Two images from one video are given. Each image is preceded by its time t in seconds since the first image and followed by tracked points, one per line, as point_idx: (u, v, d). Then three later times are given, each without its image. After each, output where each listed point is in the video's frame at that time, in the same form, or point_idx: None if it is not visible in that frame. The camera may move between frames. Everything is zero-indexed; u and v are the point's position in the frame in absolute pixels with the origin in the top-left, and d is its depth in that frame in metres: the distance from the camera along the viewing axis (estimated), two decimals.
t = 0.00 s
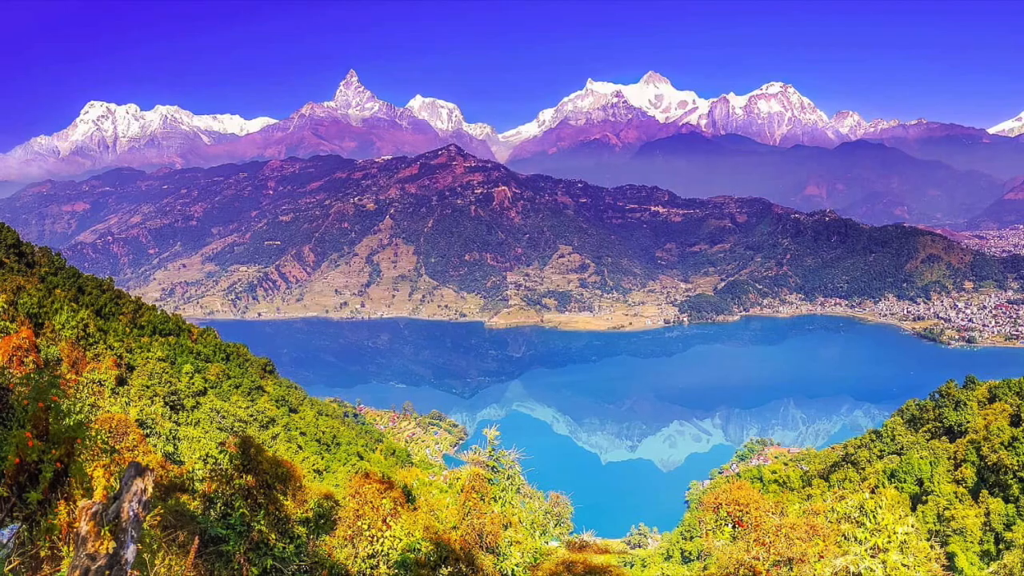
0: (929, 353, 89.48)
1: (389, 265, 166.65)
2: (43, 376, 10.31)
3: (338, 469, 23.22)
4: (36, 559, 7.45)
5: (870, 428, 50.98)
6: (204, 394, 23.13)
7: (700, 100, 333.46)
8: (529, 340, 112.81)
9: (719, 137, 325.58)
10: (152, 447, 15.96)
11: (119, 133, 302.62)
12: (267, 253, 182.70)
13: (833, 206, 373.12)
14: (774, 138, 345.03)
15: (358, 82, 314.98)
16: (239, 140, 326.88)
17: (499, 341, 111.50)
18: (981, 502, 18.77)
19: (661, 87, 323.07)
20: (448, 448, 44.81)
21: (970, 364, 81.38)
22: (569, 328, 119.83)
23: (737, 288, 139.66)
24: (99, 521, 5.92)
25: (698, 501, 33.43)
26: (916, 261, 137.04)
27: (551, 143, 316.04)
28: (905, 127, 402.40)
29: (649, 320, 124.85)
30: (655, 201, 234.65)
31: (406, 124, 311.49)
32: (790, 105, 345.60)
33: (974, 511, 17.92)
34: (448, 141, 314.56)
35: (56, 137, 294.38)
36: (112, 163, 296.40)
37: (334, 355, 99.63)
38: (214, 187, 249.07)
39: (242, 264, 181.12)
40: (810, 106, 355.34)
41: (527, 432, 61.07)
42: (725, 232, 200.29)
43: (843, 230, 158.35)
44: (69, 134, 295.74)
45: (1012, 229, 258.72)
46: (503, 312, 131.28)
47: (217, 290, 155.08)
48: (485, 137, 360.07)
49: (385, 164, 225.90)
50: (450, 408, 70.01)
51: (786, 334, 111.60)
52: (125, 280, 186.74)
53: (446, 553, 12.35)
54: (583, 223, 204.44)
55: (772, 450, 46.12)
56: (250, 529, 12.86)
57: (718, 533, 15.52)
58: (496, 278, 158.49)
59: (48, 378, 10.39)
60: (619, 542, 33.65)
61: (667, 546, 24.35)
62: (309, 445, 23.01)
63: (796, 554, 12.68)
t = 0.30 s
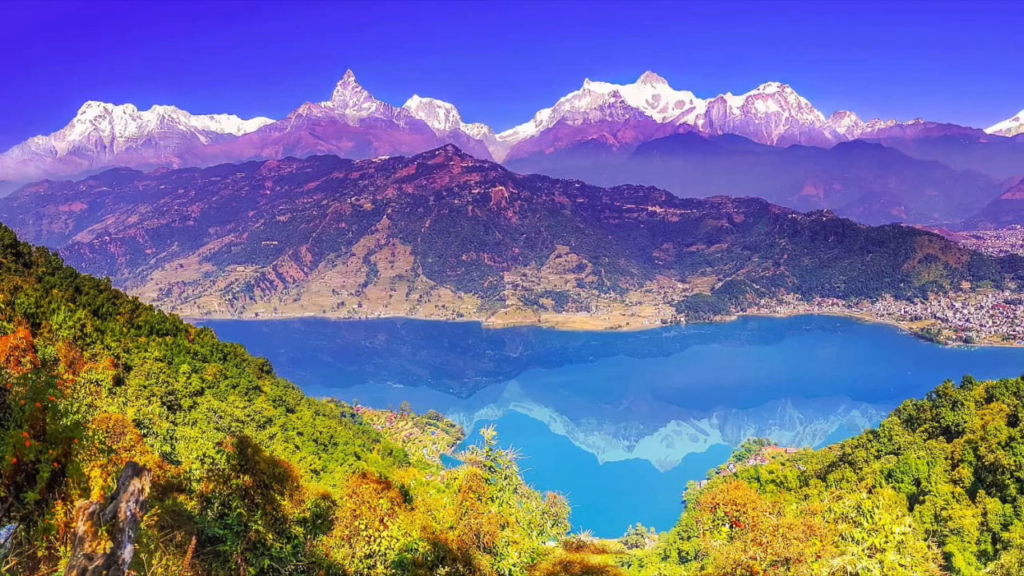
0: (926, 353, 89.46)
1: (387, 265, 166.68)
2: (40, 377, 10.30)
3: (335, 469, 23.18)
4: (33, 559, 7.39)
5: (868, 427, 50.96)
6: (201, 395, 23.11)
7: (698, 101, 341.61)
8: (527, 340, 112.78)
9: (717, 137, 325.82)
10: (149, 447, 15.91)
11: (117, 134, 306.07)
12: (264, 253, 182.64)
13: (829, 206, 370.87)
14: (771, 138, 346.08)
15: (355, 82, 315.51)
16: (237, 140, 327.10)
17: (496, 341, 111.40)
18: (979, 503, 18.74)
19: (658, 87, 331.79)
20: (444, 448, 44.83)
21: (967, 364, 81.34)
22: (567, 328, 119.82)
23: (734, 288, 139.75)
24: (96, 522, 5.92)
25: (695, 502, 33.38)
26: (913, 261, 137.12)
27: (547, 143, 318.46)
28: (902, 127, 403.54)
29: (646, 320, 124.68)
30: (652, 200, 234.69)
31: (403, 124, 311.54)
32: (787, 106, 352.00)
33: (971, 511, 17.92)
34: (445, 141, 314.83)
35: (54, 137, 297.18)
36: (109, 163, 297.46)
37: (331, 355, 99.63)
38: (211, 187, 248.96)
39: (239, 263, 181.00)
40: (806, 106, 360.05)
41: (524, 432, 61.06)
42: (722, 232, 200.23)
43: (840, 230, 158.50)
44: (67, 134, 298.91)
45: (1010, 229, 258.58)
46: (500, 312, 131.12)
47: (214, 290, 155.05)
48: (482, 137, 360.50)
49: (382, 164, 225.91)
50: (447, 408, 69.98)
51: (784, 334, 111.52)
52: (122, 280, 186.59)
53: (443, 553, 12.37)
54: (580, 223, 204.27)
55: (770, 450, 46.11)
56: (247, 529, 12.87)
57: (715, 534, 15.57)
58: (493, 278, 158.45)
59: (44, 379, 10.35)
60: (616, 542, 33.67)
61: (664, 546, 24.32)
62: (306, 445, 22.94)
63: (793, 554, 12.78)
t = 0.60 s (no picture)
0: (922, 353, 89.43)
1: (382, 264, 166.59)
2: (35, 377, 10.30)
3: (330, 469, 23.17)
4: (27, 559, 7.35)
5: (863, 428, 51.06)
6: (196, 395, 23.15)
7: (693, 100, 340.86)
8: (521, 340, 112.80)
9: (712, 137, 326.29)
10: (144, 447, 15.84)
11: (112, 134, 305.72)
12: (259, 253, 182.59)
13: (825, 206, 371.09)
14: (767, 138, 347.61)
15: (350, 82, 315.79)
16: (232, 140, 327.12)
17: (493, 341, 111.32)
18: (973, 502, 18.75)
19: (653, 87, 333.06)
20: (440, 447, 44.91)
21: (962, 364, 81.31)
22: (561, 328, 119.93)
23: (729, 288, 139.86)
24: (91, 520, 6.02)
25: (691, 501, 33.36)
26: (908, 261, 137.13)
27: (543, 143, 321.70)
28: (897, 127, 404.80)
29: (641, 320, 124.61)
30: (647, 200, 234.54)
31: (399, 124, 311.92)
32: (782, 105, 352.97)
33: (966, 511, 17.91)
34: (440, 141, 315.00)
35: (48, 136, 295.47)
36: (105, 163, 295.72)
37: (327, 355, 99.61)
38: (206, 187, 248.72)
39: (234, 263, 180.94)
40: (801, 107, 363.49)
41: (519, 432, 61.11)
42: (717, 232, 200.06)
43: (835, 230, 158.60)
44: (62, 134, 297.83)
45: (1006, 228, 258.72)
46: (495, 312, 130.63)
47: (208, 290, 154.97)
48: (477, 137, 360.95)
49: (377, 164, 225.76)
50: (442, 408, 70.01)
51: (778, 334, 111.52)
52: (117, 280, 186.43)
53: (439, 553, 12.51)
54: (575, 223, 204.03)
55: (764, 450, 46.23)
56: (243, 529, 12.82)
57: (710, 533, 15.60)
58: (488, 278, 158.59)
59: (40, 379, 10.29)
60: (611, 542, 33.70)
61: (658, 546, 24.35)
62: (301, 445, 22.96)
63: (789, 554, 12.74)
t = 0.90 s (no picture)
0: (914, 353, 89.41)
1: (375, 264, 166.41)
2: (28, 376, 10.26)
3: (323, 469, 23.18)
4: (20, 560, 7.44)
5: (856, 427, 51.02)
6: (189, 395, 23.15)
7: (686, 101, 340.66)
8: (514, 340, 112.75)
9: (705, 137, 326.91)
10: (137, 447, 15.85)
11: (105, 134, 304.87)
12: (252, 253, 182.48)
13: (817, 206, 371.69)
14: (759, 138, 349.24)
15: (343, 82, 316.57)
16: (225, 141, 327.16)
17: (485, 341, 111.34)
18: (966, 502, 18.75)
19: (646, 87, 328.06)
20: (433, 448, 44.96)
21: (955, 364, 81.27)
22: (554, 328, 119.82)
23: (722, 288, 139.63)
24: (83, 522, 6.05)
25: (685, 502, 33.35)
26: (901, 261, 137.16)
27: (536, 143, 316.52)
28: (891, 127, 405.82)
29: (634, 320, 124.61)
30: (640, 201, 234.30)
31: (392, 124, 312.24)
32: (775, 105, 351.79)
33: (959, 510, 17.89)
34: (433, 141, 315.30)
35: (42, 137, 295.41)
36: (96, 163, 295.31)
37: (318, 355, 99.51)
38: (199, 187, 248.37)
39: (227, 263, 180.94)
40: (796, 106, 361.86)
41: (512, 431, 61.08)
42: (710, 232, 200.22)
43: (829, 230, 158.76)
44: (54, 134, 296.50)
45: (1001, 229, 259.16)
46: (488, 313, 130.71)
47: (202, 290, 155.04)
48: (471, 137, 361.43)
49: (370, 164, 225.67)
50: (435, 408, 69.96)
51: (771, 334, 111.49)
52: (110, 280, 186.17)
53: (431, 553, 12.45)
54: (568, 223, 204.08)
55: (758, 450, 46.18)
56: (236, 529, 12.87)
57: (703, 534, 15.50)
58: (481, 278, 158.45)
59: (38, 378, 10.27)
60: (605, 542, 33.69)
61: (652, 546, 24.38)
62: (294, 445, 23.01)
63: (782, 554, 12.78)
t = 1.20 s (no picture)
0: (905, 353, 89.39)
1: (366, 264, 166.41)
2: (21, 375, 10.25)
3: (314, 469, 23.20)
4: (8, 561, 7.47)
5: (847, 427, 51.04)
6: (180, 394, 23.16)
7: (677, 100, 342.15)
8: (504, 340, 112.75)
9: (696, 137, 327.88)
10: (128, 447, 15.84)
11: (96, 134, 305.21)
12: (243, 253, 182.32)
13: (808, 206, 371.22)
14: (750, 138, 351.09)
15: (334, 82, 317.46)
16: (216, 141, 326.93)
17: (476, 341, 111.36)
18: (958, 502, 18.72)
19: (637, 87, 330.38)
20: (424, 448, 45.00)
21: (945, 364, 81.35)
22: (545, 328, 119.90)
23: (713, 288, 139.52)
24: (75, 521, 6.14)
25: (676, 502, 33.42)
26: (892, 261, 137.38)
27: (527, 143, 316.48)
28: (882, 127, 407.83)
29: (625, 320, 124.60)
30: (631, 201, 233.93)
31: (382, 124, 312.75)
32: (766, 105, 357.26)
33: (950, 511, 17.89)
34: (424, 141, 315.47)
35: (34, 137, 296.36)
36: (87, 163, 295.12)
37: (309, 356, 99.31)
38: (190, 187, 247.84)
39: (218, 263, 180.80)
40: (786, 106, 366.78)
41: (503, 432, 61.08)
42: (701, 232, 200.34)
43: (819, 230, 159.12)
44: (47, 134, 296.60)
45: (991, 228, 259.51)
46: (479, 312, 130.75)
47: (192, 290, 154.97)
48: (461, 137, 362.16)
49: (361, 164, 225.47)
50: (426, 408, 69.94)
51: (762, 334, 111.47)
52: (100, 279, 185.85)
53: (423, 553, 12.52)
54: (559, 223, 204.06)
55: (749, 450, 46.18)
56: (226, 529, 12.87)
57: (693, 533, 15.45)
58: (472, 278, 158.74)
59: (26, 377, 10.14)
60: (595, 542, 33.69)
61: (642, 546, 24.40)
62: (285, 445, 22.93)
63: (772, 554, 12.78)
